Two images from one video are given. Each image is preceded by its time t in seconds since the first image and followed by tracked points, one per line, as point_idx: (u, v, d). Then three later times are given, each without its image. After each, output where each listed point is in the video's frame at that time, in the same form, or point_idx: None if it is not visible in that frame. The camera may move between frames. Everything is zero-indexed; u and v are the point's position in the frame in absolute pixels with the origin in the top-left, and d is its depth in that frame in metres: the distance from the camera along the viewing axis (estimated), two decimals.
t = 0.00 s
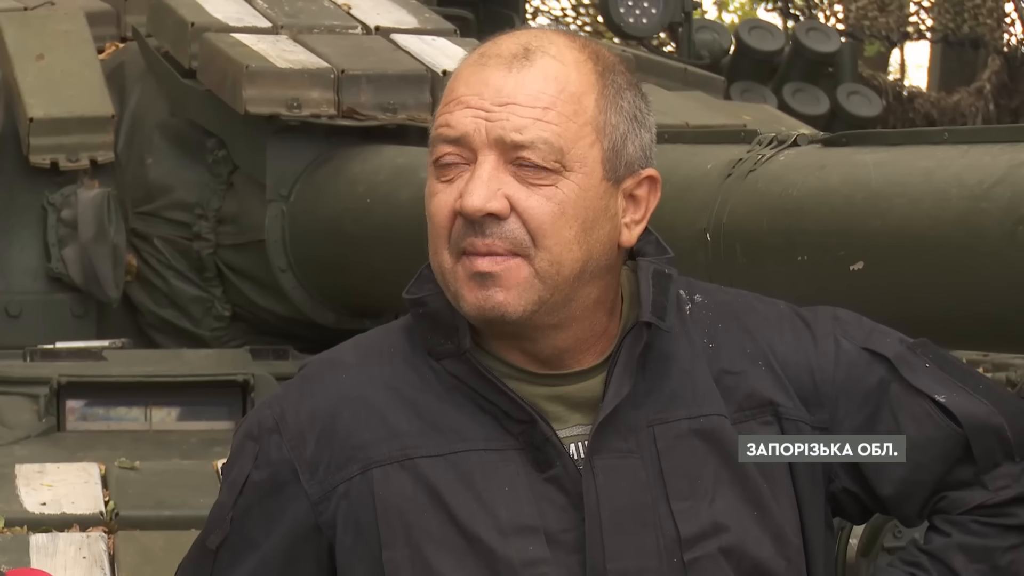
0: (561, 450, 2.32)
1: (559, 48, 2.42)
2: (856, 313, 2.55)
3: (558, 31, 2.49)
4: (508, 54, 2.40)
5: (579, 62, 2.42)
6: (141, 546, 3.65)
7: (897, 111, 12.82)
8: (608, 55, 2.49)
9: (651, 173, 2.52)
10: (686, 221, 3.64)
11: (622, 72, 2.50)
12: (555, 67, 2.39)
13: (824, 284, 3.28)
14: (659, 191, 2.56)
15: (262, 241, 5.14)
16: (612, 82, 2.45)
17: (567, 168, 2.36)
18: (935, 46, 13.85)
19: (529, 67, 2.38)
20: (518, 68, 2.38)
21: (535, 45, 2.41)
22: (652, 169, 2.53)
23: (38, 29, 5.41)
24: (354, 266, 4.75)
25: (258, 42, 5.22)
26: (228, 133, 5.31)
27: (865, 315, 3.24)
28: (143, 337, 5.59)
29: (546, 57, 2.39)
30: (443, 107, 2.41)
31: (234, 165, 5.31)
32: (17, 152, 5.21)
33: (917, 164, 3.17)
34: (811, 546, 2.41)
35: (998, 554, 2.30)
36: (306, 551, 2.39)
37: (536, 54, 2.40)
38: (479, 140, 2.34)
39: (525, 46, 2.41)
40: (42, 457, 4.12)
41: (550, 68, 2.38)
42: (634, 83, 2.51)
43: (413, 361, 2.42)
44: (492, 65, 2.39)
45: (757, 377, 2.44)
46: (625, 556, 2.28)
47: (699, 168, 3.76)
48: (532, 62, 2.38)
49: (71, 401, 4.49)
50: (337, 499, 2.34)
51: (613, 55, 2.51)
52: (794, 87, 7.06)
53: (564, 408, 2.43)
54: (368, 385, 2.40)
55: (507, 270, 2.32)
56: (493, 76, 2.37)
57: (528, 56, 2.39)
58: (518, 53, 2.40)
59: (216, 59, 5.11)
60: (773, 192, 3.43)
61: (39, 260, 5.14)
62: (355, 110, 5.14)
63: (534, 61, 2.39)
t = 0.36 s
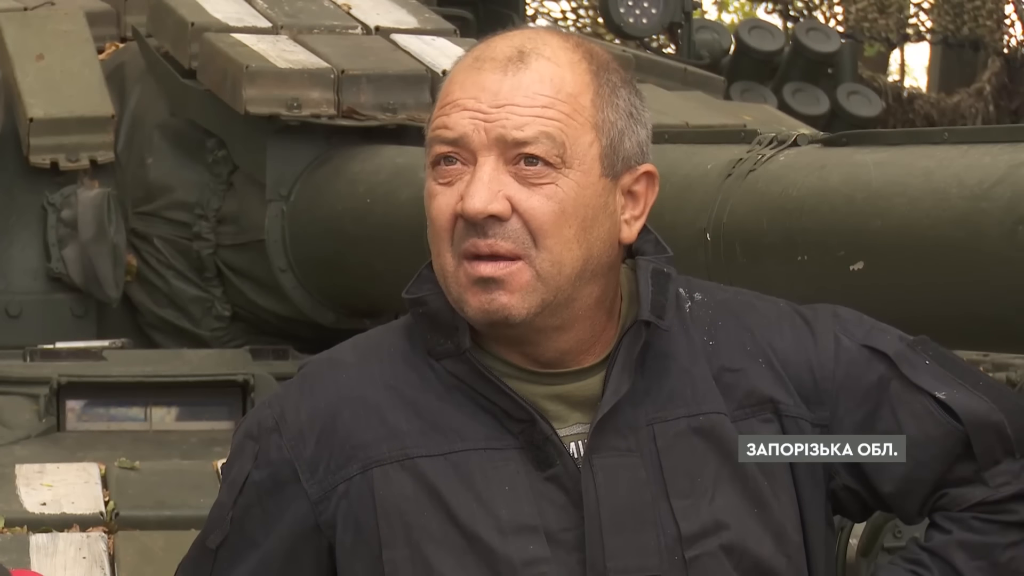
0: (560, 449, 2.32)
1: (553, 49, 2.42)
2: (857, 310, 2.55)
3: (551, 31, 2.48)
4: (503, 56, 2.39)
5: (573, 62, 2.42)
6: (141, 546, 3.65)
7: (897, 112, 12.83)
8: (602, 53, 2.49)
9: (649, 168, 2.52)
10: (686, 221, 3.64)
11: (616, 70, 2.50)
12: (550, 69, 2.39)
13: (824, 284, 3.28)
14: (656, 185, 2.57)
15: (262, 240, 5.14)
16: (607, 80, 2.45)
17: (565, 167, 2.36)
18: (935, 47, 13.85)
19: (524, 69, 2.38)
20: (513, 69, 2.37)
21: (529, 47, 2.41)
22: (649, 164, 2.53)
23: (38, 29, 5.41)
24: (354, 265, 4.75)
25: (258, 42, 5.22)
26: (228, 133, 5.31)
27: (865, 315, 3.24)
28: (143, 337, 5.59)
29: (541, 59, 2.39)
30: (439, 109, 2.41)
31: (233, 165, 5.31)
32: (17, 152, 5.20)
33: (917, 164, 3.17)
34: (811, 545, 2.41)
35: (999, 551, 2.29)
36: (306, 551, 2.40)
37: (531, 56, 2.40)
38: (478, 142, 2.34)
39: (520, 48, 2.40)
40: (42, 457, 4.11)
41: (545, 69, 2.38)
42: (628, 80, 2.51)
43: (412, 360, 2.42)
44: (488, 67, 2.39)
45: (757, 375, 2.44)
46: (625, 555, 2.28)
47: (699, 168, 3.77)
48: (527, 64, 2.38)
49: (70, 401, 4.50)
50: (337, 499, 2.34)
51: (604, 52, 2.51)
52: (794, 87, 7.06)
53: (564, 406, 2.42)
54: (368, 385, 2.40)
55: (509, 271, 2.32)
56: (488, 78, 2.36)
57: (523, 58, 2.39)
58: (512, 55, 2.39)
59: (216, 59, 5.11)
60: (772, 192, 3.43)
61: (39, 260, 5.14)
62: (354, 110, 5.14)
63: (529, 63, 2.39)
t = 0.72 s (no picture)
0: (561, 448, 2.31)
1: (524, 45, 2.41)
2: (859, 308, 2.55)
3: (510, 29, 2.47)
4: (481, 64, 2.37)
5: (546, 53, 2.42)
6: (141, 546, 3.64)
7: (897, 113, 12.84)
8: (563, 40, 2.49)
9: (633, 138, 2.55)
10: (686, 221, 3.64)
11: (578, 50, 2.50)
12: (530, 63, 2.38)
13: (824, 283, 3.28)
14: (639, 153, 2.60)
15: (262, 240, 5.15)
16: (579, 64, 2.45)
17: (573, 151, 2.37)
18: (934, 48, 13.86)
19: (507, 71, 2.36)
20: (497, 74, 2.36)
21: (502, 49, 2.39)
22: (631, 134, 2.56)
23: (38, 29, 5.41)
24: (354, 264, 4.74)
25: (258, 42, 5.22)
26: (228, 133, 5.31)
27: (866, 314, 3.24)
28: (143, 336, 5.60)
29: (518, 58, 2.38)
30: (429, 131, 2.38)
31: (233, 164, 5.31)
32: (17, 152, 5.20)
33: (918, 164, 3.17)
34: (812, 544, 2.41)
35: (1001, 550, 2.28)
36: (306, 550, 2.40)
37: (508, 57, 2.38)
38: (485, 150, 2.32)
39: (494, 52, 2.38)
40: (42, 457, 4.11)
41: (526, 66, 2.37)
42: (591, 58, 2.52)
43: (413, 359, 2.42)
44: (469, 78, 2.36)
45: (757, 373, 2.44)
46: (625, 554, 2.28)
47: (699, 168, 3.77)
48: (508, 65, 2.37)
49: (70, 400, 4.50)
50: (337, 498, 2.34)
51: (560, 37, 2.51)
52: (793, 87, 7.06)
53: (564, 405, 2.41)
54: (369, 384, 2.40)
55: (548, 267, 2.31)
56: (477, 88, 2.34)
57: (501, 61, 2.38)
58: (490, 61, 2.37)
59: (215, 59, 5.11)
60: (772, 192, 3.43)
61: (39, 260, 5.14)
62: (354, 109, 5.14)
63: (510, 64, 2.37)
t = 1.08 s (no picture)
0: (560, 448, 2.31)
1: (523, 47, 2.41)
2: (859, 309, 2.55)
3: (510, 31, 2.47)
4: (479, 66, 2.38)
5: (545, 55, 2.42)
6: (141, 546, 3.64)
7: (897, 114, 12.86)
8: (563, 42, 2.49)
9: (635, 141, 2.55)
10: (686, 221, 3.64)
11: (579, 51, 2.50)
12: (530, 66, 2.38)
13: (824, 283, 3.28)
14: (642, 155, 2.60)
15: (262, 241, 5.15)
16: (580, 66, 2.45)
17: (571, 155, 2.36)
18: (935, 49, 13.86)
19: (506, 73, 2.36)
20: (496, 76, 2.36)
21: (501, 51, 2.39)
22: (633, 137, 2.56)
23: (38, 29, 5.41)
24: (353, 264, 4.75)
25: (259, 42, 5.22)
26: (228, 134, 5.31)
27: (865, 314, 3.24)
28: (143, 337, 5.60)
29: (517, 60, 2.38)
30: (427, 132, 2.38)
31: (234, 165, 5.32)
32: (17, 152, 5.20)
33: (918, 164, 3.16)
34: (811, 543, 2.41)
35: (1001, 551, 2.28)
36: (306, 550, 2.40)
37: (507, 59, 2.39)
38: (482, 152, 2.32)
39: (493, 54, 2.39)
40: (42, 457, 4.11)
41: (525, 68, 2.37)
42: (593, 59, 2.52)
43: (413, 359, 2.43)
44: (468, 80, 2.36)
45: (756, 372, 2.44)
46: (624, 554, 2.27)
47: (699, 168, 3.77)
48: (507, 67, 2.37)
49: (71, 401, 4.50)
50: (337, 497, 2.34)
51: (561, 38, 2.51)
52: (794, 87, 7.06)
53: (563, 405, 2.41)
54: (368, 383, 2.41)
55: (542, 271, 2.31)
56: (475, 90, 2.34)
57: (500, 63, 2.38)
58: (488, 63, 2.38)
59: (216, 59, 5.11)
60: (773, 191, 3.43)
61: (39, 261, 5.14)
62: (354, 110, 5.14)
63: (508, 67, 2.37)
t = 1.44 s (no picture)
0: (561, 448, 2.32)
1: (542, 47, 2.36)
2: (859, 310, 2.55)
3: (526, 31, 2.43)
4: (498, 62, 2.33)
5: (564, 56, 2.38)
6: (141, 546, 3.64)
7: (897, 114, 12.87)
8: (578, 44, 2.45)
9: (643, 147, 2.52)
10: (686, 221, 3.65)
11: (593, 55, 2.46)
12: (549, 67, 2.34)
13: (824, 283, 3.28)
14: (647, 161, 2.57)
15: (262, 240, 5.15)
16: (596, 69, 2.41)
17: (587, 159, 2.32)
18: (935, 49, 13.88)
19: (524, 72, 2.32)
20: (514, 74, 2.31)
21: (520, 50, 2.35)
22: (641, 142, 2.53)
23: (38, 29, 5.41)
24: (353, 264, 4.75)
25: (259, 42, 5.22)
26: (228, 134, 5.31)
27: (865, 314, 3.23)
28: (143, 337, 5.60)
29: (535, 61, 2.34)
30: (442, 127, 2.33)
31: (234, 165, 5.32)
32: (17, 152, 5.20)
33: (918, 164, 3.16)
34: (812, 544, 2.41)
35: (1000, 552, 2.28)
36: (306, 550, 2.40)
37: (525, 59, 2.34)
38: (499, 151, 2.27)
39: (511, 51, 2.34)
40: (42, 457, 4.11)
41: (544, 68, 2.33)
42: (606, 63, 2.48)
43: (413, 360, 2.43)
44: (486, 77, 2.31)
45: (757, 372, 2.44)
46: (625, 554, 2.28)
47: (700, 168, 3.77)
48: (526, 67, 2.33)
49: (71, 401, 4.50)
50: (337, 498, 2.35)
51: (576, 40, 2.47)
52: (794, 87, 7.06)
53: (563, 406, 2.41)
54: (368, 384, 2.41)
55: (553, 274, 2.27)
56: (493, 88, 2.30)
57: (519, 62, 2.33)
58: (506, 61, 2.33)
59: (216, 59, 5.11)
60: (773, 191, 3.43)
61: (39, 261, 5.14)
62: (355, 110, 5.13)
63: (527, 65, 2.33)
